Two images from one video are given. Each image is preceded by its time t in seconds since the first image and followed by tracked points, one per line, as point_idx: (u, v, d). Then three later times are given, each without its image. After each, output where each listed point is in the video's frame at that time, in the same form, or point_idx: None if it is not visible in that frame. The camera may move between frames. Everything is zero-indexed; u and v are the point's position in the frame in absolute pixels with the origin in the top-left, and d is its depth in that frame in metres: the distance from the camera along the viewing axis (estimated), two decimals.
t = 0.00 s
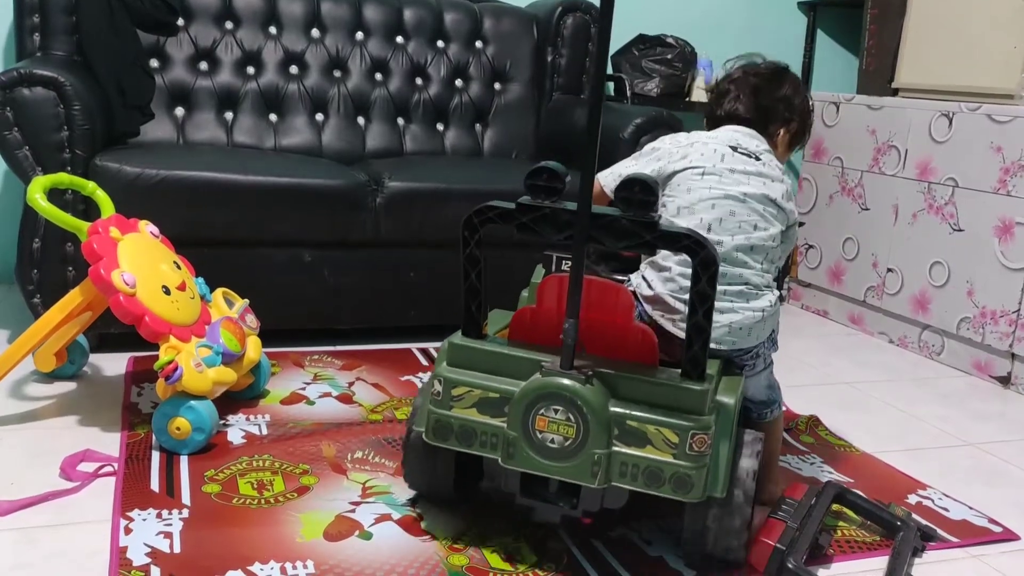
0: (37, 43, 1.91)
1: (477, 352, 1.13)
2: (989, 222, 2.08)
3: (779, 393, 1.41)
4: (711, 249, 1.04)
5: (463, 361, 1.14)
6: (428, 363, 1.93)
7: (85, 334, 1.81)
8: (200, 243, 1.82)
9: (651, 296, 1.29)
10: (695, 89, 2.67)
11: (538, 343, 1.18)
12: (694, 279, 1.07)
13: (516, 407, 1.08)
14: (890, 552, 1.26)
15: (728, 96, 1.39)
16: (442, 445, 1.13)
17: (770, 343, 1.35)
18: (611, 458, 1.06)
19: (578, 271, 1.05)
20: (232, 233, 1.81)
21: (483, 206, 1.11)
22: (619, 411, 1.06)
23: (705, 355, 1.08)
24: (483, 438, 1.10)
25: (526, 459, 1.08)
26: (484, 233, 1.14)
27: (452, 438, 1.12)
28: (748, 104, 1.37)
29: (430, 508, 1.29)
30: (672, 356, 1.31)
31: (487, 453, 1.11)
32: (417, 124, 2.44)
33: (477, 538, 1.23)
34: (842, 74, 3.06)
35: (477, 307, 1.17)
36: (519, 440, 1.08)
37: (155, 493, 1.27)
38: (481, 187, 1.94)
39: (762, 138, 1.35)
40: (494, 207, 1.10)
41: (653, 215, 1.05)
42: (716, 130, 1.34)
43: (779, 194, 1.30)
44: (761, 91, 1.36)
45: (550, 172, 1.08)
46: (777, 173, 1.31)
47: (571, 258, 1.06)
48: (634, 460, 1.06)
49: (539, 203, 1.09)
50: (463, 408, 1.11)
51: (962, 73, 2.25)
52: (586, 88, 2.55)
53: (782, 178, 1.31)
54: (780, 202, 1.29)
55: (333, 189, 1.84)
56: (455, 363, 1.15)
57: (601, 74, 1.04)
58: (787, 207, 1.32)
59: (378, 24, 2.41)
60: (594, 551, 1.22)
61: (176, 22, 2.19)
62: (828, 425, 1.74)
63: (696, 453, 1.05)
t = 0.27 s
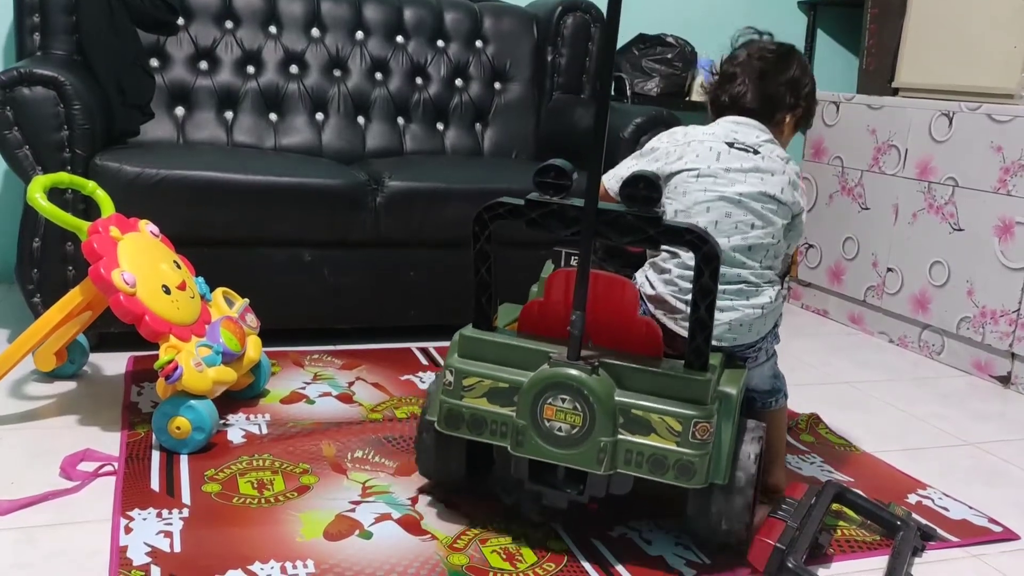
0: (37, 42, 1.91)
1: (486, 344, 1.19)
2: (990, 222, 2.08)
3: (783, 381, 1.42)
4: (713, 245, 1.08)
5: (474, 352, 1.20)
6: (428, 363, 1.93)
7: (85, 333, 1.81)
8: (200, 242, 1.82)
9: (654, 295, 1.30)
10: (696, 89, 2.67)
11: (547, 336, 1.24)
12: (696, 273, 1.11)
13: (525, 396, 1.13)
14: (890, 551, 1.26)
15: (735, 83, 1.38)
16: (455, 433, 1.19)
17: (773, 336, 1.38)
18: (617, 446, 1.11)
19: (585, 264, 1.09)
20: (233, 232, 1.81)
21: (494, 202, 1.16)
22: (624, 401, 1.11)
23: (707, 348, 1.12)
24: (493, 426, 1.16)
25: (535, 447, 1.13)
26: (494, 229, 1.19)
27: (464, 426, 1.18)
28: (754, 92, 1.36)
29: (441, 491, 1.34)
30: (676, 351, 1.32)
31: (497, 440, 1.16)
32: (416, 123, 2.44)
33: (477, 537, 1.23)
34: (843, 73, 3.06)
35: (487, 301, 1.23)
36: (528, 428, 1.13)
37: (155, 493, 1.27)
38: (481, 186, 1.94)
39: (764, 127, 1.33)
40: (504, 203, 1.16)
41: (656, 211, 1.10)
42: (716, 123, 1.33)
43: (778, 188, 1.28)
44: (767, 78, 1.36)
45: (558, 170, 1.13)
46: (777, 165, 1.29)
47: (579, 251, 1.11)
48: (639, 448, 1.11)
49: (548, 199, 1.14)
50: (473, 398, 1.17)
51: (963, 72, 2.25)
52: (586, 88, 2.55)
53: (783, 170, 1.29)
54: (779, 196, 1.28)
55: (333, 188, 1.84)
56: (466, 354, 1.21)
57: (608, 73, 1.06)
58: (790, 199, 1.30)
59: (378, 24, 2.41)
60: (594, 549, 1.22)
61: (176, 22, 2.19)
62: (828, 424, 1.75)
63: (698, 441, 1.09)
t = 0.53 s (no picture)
0: (37, 42, 1.91)
1: (489, 341, 1.19)
2: (990, 222, 2.08)
3: (784, 377, 1.42)
4: (713, 242, 1.08)
5: (477, 349, 1.20)
6: (428, 363, 1.93)
7: (85, 333, 1.81)
8: (200, 242, 1.82)
9: (653, 291, 1.30)
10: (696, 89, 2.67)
11: (548, 334, 1.24)
12: (696, 271, 1.11)
13: (527, 393, 1.13)
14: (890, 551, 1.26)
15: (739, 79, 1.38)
16: (457, 429, 1.19)
17: (771, 330, 1.38)
18: (618, 441, 1.11)
19: (586, 261, 1.10)
20: (233, 233, 1.81)
21: (496, 201, 1.16)
22: (625, 397, 1.12)
23: (707, 344, 1.12)
24: (496, 422, 1.16)
25: (537, 443, 1.13)
26: (496, 227, 1.19)
27: (467, 423, 1.18)
28: (751, 91, 1.38)
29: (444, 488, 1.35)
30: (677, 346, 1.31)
31: (500, 437, 1.17)
32: (417, 123, 2.44)
33: (477, 536, 1.23)
34: (842, 73, 3.06)
35: (490, 298, 1.23)
36: (530, 424, 1.13)
37: (155, 493, 1.27)
38: (482, 186, 1.94)
39: (754, 124, 1.36)
40: (506, 202, 1.16)
41: (657, 209, 1.10)
42: (706, 121, 1.33)
43: (772, 183, 1.30)
44: (761, 78, 1.39)
45: (559, 168, 1.14)
46: (769, 161, 1.31)
47: (580, 248, 1.11)
48: (640, 443, 1.11)
49: (550, 198, 1.15)
50: (477, 394, 1.17)
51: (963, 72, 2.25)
52: (586, 88, 2.55)
53: (775, 165, 1.31)
54: (773, 191, 1.29)
55: (333, 188, 1.84)
56: (468, 351, 1.21)
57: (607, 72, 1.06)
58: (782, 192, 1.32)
59: (378, 24, 2.41)
60: (594, 549, 1.22)
61: (176, 21, 2.19)
62: (828, 424, 1.75)
63: (699, 436, 1.09)
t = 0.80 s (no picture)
0: (37, 42, 1.91)
1: (489, 342, 1.19)
2: (990, 222, 2.08)
3: (784, 383, 1.42)
4: (714, 242, 1.08)
5: (477, 350, 1.20)
6: (428, 363, 1.93)
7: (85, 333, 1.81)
8: (200, 242, 1.82)
9: (658, 287, 1.31)
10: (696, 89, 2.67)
11: (549, 335, 1.23)
12: (697, 271, 1.11)
13: (527, 394, 1.13)
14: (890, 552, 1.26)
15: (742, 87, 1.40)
16: (458, 430, 1.19)
17: (773, 332, 1.38)
18: (619, 443, 1.11)
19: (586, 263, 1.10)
20: (233, 233, 1.81)
21: (496, 201, 1.16)
22: (626, 398, 1.12)
23: (709, 344, 1.13)
24: (496, 423, 1.16)
25: (537, 443, 1.13)
26: (497, 228, 1.19)
27: (467, 424, 1.18)
28: (753, 96, 1.40)
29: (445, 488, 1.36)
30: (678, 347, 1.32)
31: (501, 437, 1.17)
32: (417, 123, 2.44)
33: (477, 537, 1.23)
34: (843, 73, 3.06)
35: (490, 299, 1.23)
36: (530, 425, 1.13)
37: (155, 493, 1.27)
38: (482, 186, 1.94)
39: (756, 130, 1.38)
40: (507, 203, 1.16)
41: (658, 210, 1.10)
42: (711, 125, 1.35)
43: (777, 183, 1.31)
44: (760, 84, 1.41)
45: (560, 169, 1.14)
46: (774, 162, 1.32)
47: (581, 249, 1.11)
48: (641, 445, 1.11)
49: (550, 198, 1.15)
50: (477, 395, 1.17)
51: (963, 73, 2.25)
52: (586, 88, 2.55)
53: (780, 167, 1.33)
54: (778, 191, 1.30)
55: (333, 188, 1.84)
56: (469, 352, 1.21)
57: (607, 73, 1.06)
58: (787, 194, 1.33)
59: (379, 24, 2.41)
60: (594, 550, 1.22)
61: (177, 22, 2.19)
62: (829, 425, 1.75)
63: (700, 437, 1.10)
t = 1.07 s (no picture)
0: (37, 43, 1.91)
1: (489, 342, 1.19)
2: (990, 222, 2.08)
3: (784, 385, 1.42)
4: (714, 243, 1.08)
5: (477, 351, 1.20)
6: (428, 363, 1.93)
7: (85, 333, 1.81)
8: (200, 242, 1.82)
9: (657, 287, 1.31)
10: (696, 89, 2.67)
11: (549, 335, 1.24)
12: (697, 271, 1.11)
13: (527, 394, 1.13)
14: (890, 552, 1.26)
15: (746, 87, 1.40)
16: (458, 430, 1.19)
17: (774, 334, 1.38)
18: (619, 443, 1.12)
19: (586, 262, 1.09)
20: (233, 233, 1.81)
21: (497, 202, 1.17)
22: (626, 398, 1.12)
23: (708, 344, 1.13)
24: (496, 423, 1.16)
25: (537, 444, 1.13)
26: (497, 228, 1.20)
27: (467, 423, 1.18)
28: (758, 97, 1.40)
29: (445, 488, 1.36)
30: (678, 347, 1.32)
31: (501, 437, 1.17)
32: (417, 123, 2.44)
33: (477, 537, 1.23)
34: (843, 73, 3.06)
35: (490, 299, 1.23)
36: (530, 425, 1.13)
37: (155, 493, 1.27)
38: (482, 186, 1.94)
39: (760, 130, 1.37)
40: (507, 203, 1.16)
41: (658, 210, 1.10)
42: (714, 124, 1.35)
43: (779, 185, 1.30)
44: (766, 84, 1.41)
45: (560, 169, 1.14)
46: (777, 163, 1.32)
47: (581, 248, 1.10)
48: (641, 445, 1.11)
49: (551, 199, 1.15)
50: (477, 395, 1.18)
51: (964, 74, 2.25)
52: (586, 88, 2.55)
53: (782, 167, 1.32)
54: (779, 193, 1.30)
55: (333, 189, 1.84)
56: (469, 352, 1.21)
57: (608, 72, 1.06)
58: (789, 195, 1.33)
59: (379, 24, 2.41)
60: (594, 550, 1.22)
61: (177, 22, 2.19)
62: (829, 425, 1.75)
63: (700, 437, 1.10)
